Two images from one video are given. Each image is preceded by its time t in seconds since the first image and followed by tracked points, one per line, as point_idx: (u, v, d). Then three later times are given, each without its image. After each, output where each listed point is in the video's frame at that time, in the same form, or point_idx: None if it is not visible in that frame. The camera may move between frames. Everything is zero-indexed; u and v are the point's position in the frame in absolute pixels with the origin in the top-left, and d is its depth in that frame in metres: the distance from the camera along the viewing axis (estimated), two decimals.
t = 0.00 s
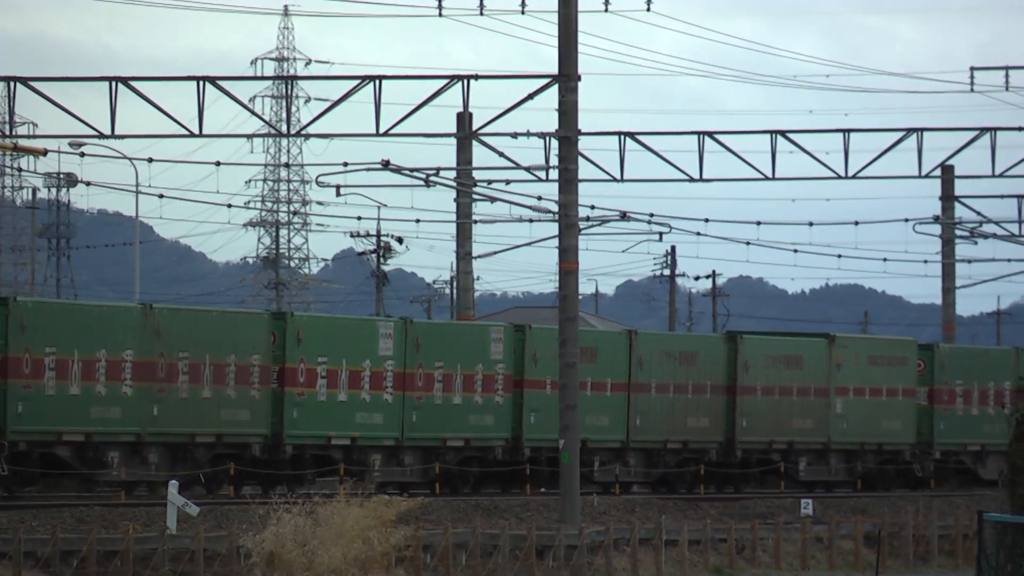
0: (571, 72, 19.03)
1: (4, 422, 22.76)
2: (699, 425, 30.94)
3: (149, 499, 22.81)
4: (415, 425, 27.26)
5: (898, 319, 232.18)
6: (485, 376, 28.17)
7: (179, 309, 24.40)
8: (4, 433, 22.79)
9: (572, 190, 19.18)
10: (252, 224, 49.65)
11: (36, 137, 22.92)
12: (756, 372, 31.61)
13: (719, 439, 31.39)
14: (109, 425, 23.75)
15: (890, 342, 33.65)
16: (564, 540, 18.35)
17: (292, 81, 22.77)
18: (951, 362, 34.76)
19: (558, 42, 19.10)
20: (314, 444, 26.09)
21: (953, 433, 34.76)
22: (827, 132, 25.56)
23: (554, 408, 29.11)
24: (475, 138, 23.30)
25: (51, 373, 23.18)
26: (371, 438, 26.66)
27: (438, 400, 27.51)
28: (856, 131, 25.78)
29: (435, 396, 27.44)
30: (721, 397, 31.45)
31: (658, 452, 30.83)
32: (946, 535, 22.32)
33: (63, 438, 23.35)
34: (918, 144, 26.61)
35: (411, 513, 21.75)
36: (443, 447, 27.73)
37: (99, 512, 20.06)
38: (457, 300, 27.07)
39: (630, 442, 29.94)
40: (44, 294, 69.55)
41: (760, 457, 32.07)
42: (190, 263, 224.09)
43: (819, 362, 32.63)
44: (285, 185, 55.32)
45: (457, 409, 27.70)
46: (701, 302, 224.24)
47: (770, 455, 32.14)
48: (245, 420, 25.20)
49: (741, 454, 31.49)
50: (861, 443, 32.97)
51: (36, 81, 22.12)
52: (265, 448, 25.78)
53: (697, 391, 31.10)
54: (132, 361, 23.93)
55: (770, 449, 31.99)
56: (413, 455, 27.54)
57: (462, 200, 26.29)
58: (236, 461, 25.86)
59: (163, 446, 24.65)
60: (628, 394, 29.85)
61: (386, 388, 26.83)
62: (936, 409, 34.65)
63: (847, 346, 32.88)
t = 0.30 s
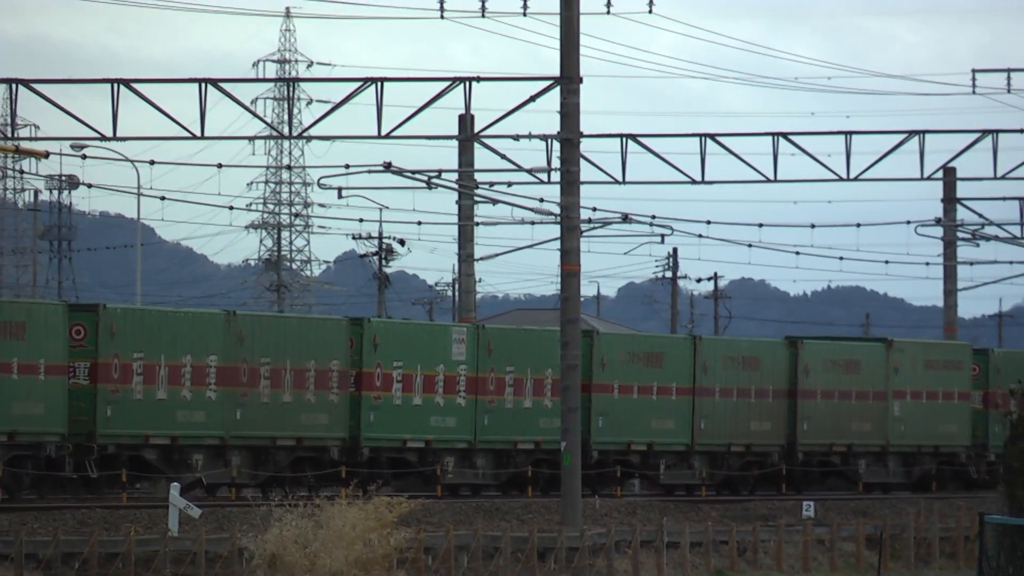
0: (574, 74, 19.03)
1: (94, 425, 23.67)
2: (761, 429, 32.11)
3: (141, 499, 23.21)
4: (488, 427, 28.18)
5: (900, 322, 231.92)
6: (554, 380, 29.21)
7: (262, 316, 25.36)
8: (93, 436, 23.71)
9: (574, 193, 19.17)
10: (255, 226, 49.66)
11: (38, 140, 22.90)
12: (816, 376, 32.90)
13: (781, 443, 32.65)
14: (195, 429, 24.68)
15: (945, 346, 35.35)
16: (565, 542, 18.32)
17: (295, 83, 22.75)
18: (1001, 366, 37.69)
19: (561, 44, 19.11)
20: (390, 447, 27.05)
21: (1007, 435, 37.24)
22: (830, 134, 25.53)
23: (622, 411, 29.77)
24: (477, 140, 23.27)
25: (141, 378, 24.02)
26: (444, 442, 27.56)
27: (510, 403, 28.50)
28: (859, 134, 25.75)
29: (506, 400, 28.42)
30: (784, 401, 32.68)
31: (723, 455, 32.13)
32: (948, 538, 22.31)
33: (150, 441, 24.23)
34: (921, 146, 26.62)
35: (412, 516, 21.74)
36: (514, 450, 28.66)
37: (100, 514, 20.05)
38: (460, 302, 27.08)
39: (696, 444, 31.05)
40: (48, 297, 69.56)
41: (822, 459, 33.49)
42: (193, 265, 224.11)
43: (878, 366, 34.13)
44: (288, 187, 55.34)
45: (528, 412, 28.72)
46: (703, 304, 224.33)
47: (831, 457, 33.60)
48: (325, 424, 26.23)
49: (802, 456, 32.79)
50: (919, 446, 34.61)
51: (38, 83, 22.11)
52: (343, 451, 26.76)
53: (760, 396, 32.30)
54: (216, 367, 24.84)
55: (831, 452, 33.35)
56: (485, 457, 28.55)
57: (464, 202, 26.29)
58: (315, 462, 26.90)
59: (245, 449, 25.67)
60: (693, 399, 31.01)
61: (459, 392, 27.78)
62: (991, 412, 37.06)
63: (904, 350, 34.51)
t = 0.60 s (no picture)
0: (575, 78, 19.05)
1: (180, 430, 24.85)
2: (821, 433, 33.30)
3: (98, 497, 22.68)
4: (556, 433, 29.70)
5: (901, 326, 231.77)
6: (621, 387, 30.38)
7: (339, 324, 26.63)
8: (179, 440, 24.88)
9: (575, 196, 19.19)
10: (257, 230, 49.69)
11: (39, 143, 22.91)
12: (873, 382, 34.13)
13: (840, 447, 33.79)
14: (277, 434, 25.86)
15: (998, 352, 36.15)
16: (567, 546, 18.32)
17: (296, 87, 22.74)
18: None
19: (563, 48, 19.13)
20: (462, 451, 28.21)
21: None
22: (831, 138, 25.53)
23: (687, 415, 31.29)
24: (479, 144, 23.27)
25: (224, 384, 25.15)
26: (514, 445, 28.87)
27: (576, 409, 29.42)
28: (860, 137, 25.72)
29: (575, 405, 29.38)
30: (842, 406, 33.90)
31: (783, 459, 33.28)
32: (949, 541, 22.32)
33: (233, 445, 25.35)
34: (922, 149, 26.60)
35: (414, 519, 21.73)
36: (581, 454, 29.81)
37: (102, 517, 20.06)
38: (461, 306, 27.11)
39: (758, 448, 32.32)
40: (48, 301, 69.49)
41: (879, 462, 34.39)
42: (194, 269, 224.13)
43: (934, 371, 35.11)
44: (289, 191, 55.37)
45: (596, 418, 29.70)
46: (704, 308, 224.36)
47: (889, 461, 34.49)
48: (400, 428, 27.48)
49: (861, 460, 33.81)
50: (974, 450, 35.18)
51: (39, 87, 22.12)
52: (417, 454, 28.04)
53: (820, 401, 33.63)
54: (297, 373, 26.06)
55: (888, 455, 34.31)
56: (552, 461, 29.92)
57: (466, 205, 26.30)
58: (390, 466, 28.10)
59: (323, 454, 26.83)
60: (755, 404, 32.26)
61: (529, 398, 29.20)
62: None
63: (960, 356, 35.30)
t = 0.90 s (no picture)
0: (575, 79, 19.05)
1: (259, 433, 25.60)
2: (877, 435, 33.92)
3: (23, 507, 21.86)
4: (620, 434, 29.94)
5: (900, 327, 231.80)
6: (684, 390, 30.92)
7: (413, 331, 27.27)
8: (258, 443, 25.61)
9: (574, 198, 19.21)
10: (256, 232, 49.68)
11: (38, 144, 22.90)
12: (929, 385, 34.66)
13: (895, 449, 34.33)
14: (351, 437, 26.57)
15: None
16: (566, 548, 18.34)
17: (295, 88, 22.72)
18: None
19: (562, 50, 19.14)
20: (529, 453, 28.76)
21: None
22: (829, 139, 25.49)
23: (750, 418, 31.79)
24: (478, 146, 23.26)
25: (302, 388, 25.91)
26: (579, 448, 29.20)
27: (642, 411, 30.29)
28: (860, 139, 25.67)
29: (639, 408, 30.21)
30: (897, 409, 34.48)
31: (841, 461, 33.69)
32: (948, 543, 22.32)
33: (309, 447, 26.06)
34: (921, 152, 26.56)
35: (412, 521, 21.74)
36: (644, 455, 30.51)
37: (101, 519, 20.06)
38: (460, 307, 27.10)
39: (817, 450, 32.83)
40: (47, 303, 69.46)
41: (934, 465, 34.93)
42: (193, 270, 224.03)
43: (987, 376, 35.78)
44: (288, 192, 55.39)
45: (658, 420, 30.50)
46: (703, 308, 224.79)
47: (943, 463, 35.08)
48: (469, 431, 28.02)
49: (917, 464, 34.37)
50: None
51: (39, 88, 22.13)
52: (487, 457, 28.55)
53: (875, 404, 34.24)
54: (372, 378, 26.79)
55: (942, 457, 34.94)
56: (617, 463, 30.37)
57: (465, 207, 26.30)
58: (461, 468, 28.70)
59: (396, 456, 27.46)
60: (813, 407, 32.77)
61: (594, 401, 29.34)
62: None
63: (1010, 360, 36.28)
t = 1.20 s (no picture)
0: (576, 80, 19.07)
1: (337, 435, 26.29)
2: (934, 437, 34.57)
3: None
4: (685, 437, 30.63)
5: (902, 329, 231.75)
6: (747, 394, 31.63)
7: (480, 335, 27.73)
8: (336, 445, 26.29)
9: (576, 199, 19.22)
10: (257, 233, 49.63)
11: (40, 145, 22.90)
12: (983, 389, 35.38)
13: (952, 451, 35.00)
14: (426, 439, 27.13)
15: None
16: (567, 549, 18.32)
17: (297, 90, 22.72)
18: None
19: (563, 52, 19.15)
20: (597, 455, 29.35)
21: None
22: (830, 140, 25.44)
23: (812, 420, 32.32)
24: (479, 147, 23.25)
25: (378, 392, 26.57)
26: (645, 450, 29.97)
27: (706, 414, 30.94)
28: (862, 140, 25.56)
29: (703, 411, 30.87)
30: (953, 411, 35.11)
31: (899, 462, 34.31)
32: (950, 544, 22.31)
33: (385, 449, 26.67)
34: (923, 153, 26.50)
35: (412, 522, 21.73)
36: (710, 458, 31.17)
37: (103, 520, 20.07)
38: (462, 308, 27.10)
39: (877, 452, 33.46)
40: (47, 304, 69.47)
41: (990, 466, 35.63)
42: (194, 271, 224.02)
43: None
44: (289, 193, 55.40)
45: (721, 423, 31.14)
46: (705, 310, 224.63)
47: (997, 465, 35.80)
48: (539, 434, 28.62)
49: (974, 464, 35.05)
50: None
51: (41, 90, 22.14)
52: (556, 459, 28.96)
53: (932, 405, 34.87)
54: (446, 381, 27.41)
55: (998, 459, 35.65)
56: (682, 465, 31.03)
57: (467, 208, 26.31)
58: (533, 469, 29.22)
59: (469, 458, 28.10)
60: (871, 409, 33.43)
61: (660, 405, 30.26)
62: None
63: None
